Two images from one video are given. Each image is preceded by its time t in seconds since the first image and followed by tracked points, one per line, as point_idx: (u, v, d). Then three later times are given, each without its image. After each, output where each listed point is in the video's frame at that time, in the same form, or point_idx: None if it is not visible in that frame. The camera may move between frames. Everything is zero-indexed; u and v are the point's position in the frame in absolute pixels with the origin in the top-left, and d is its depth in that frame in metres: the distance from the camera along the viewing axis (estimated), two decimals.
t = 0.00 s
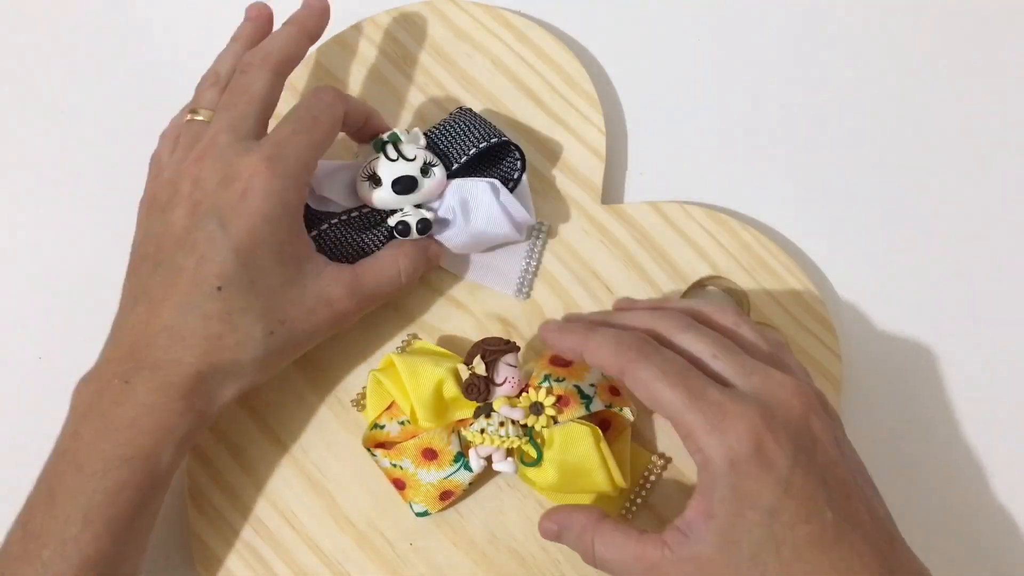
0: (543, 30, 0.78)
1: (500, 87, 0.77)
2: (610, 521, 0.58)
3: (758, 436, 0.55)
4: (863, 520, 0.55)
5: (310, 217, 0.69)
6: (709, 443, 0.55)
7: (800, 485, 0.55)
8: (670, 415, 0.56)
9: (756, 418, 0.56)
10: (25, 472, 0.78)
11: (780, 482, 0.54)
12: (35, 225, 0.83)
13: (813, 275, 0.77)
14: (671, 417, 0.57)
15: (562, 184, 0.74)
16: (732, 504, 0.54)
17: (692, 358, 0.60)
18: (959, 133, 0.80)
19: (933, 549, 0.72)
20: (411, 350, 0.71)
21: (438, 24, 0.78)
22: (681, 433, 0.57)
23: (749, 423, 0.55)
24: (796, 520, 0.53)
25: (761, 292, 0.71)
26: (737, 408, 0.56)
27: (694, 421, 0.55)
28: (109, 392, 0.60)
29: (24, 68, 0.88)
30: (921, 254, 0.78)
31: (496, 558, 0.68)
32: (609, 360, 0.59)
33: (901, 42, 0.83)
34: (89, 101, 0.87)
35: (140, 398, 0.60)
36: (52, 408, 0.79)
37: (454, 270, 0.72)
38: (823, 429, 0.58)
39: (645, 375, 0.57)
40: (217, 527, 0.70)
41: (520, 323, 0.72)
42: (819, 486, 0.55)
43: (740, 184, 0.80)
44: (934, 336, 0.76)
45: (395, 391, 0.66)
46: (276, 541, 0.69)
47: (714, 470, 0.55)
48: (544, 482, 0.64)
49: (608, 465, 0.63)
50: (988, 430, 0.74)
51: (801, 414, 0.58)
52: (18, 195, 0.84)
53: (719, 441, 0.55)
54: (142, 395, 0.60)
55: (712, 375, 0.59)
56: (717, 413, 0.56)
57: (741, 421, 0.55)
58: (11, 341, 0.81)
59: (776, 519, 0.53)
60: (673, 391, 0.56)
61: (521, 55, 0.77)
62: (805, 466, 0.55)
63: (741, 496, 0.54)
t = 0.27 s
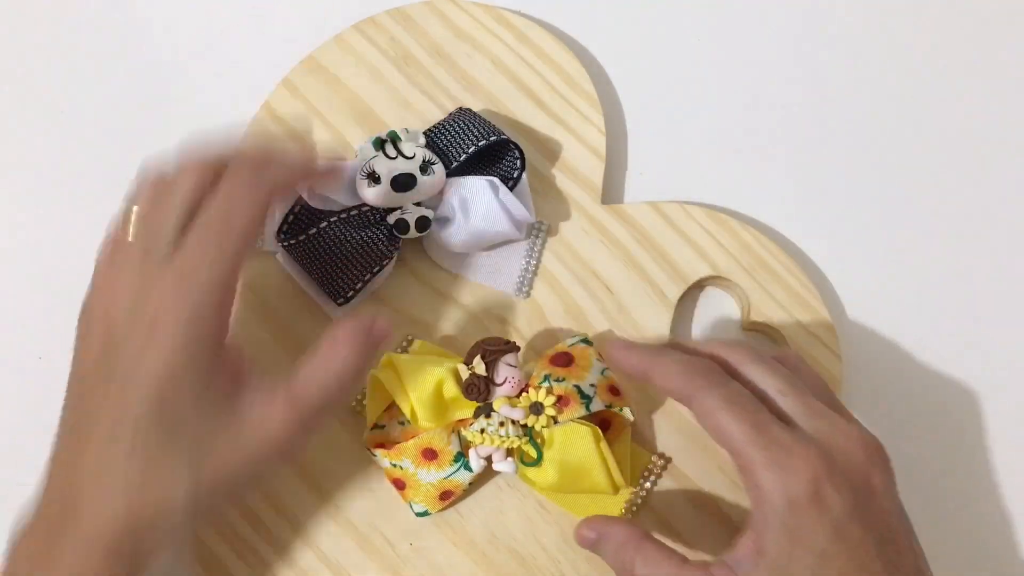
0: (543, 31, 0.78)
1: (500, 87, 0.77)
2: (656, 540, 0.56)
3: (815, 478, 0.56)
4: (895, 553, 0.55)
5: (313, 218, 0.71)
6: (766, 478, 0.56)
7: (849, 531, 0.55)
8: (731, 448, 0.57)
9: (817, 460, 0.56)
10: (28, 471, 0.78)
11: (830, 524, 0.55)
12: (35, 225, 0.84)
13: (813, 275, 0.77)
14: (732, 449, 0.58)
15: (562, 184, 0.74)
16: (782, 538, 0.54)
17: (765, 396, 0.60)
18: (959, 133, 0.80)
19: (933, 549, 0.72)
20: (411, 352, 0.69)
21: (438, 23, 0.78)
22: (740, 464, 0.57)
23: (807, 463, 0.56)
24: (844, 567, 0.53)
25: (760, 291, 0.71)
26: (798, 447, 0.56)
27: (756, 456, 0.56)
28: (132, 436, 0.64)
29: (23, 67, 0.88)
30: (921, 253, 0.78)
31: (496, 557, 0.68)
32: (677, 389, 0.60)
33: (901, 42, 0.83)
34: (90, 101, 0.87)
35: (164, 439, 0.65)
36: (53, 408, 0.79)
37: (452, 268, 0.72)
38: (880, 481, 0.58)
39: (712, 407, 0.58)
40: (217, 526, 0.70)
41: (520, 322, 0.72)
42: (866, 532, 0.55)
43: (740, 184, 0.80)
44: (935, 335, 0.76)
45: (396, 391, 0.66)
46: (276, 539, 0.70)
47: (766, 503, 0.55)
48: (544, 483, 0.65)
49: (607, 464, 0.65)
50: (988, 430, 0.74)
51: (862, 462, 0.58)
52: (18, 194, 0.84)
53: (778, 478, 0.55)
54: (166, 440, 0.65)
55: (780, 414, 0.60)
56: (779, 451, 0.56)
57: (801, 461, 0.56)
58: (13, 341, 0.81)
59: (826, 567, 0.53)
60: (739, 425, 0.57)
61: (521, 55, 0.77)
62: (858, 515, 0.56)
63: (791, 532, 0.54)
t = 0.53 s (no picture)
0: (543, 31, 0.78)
1: (500, 87, 0.77)
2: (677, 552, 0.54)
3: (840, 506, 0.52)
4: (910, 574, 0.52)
5: (311, 217, 0.71)
6: (787, 505, 0.52)
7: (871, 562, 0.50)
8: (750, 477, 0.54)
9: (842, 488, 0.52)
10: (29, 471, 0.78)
11: (854, 553, 0.50)
12: (36, 225, 0.84)
13: (813, 275, 0.77)
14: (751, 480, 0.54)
15: (562, 184, 0.74)
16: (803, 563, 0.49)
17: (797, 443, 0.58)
18: (959, 133, 0.80)
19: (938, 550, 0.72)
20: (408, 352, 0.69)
21: (438, 24, 0.78)
22: (760, 493, 0.53)
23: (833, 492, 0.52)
24: None
25: (761, 291, 0.71)
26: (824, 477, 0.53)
27: (776, 481, 0.52)
28: None
29: (24, 68, 0.88)
30: (922, 253, 0.77)
31: (496, 558, 0.68)
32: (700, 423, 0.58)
33: (900, 42, 0.83)
34: (90, 102, 0.87)
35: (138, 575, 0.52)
36: (54, 408, 0.79)
37: (451, 269, 0.72)
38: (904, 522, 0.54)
39: (730, 432, 0.55)
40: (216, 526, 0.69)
41: (520, 323, 0.72)
42: (889, 568, 0.51)
43: (740, 184, 0.80)
44: (935, 335, 0.76)
45: (394, 391, 0.65)
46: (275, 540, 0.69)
47: (787, 530, 0.51)
48: (544, 481, 0.64)
49: (608, 464, 0.63)
50: (990, 430, 0.74)
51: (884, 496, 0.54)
52: (18, 195, 0.84)
53: (801, 504, 0.51)
54: None
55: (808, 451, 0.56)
56: (800, 478, 0.52)
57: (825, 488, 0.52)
58: (13, 342, 0.81)
59: None
60: (759, 451, 0.54)
61: (521, 55, 0.77)
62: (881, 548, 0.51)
63: (814, 561, 0.49)
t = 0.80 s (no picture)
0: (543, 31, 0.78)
1: (499, 87, 0.77)
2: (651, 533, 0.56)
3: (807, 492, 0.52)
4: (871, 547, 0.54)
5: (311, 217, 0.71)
6: (754, 489, 0.52)
7: (835, 542, 0.52)
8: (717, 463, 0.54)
9: (807, 472, 0.53)
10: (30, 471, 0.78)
11: (819, 536, 0.51)
12: (36, 225, 0.84)
13: (813, 276, 0.77)
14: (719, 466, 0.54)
15: (562, 183, 0.74)
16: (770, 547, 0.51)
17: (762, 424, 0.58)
18: (959, 133, 0.80)
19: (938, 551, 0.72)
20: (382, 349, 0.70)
21: (438, 24, 0.78)
22: (727, 477, 0.54)
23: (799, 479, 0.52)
24: None
25: (761, 291, 0.71)
26: (790, 461, 0.53)
27: (743, 466, 0.53)
28: None
29: (24, 68, 0.88)
30: (922, 254, 0.77)
31: (496, 557, 0.68)
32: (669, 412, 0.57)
33: (901, 42, 0.83)
34: (90, 102, 0.87)
35: None
36: (53, 408, 0.79)
37: (452, 269, 0.72)
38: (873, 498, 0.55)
39: (699, 420, 0.55)
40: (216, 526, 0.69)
41: (520, 323, 0.71)
42: (857, 554, 0.52)
43: (741, 184, 0.80)
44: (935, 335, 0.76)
45: (372, 387, 0.65)
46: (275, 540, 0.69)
47: (756, 515, 0.52)
48: (532, 462, 0.64)
49: (591, 438, 0.63)
50: (992, 430, 0.74)
51: (853, 477, 0.55)
52: (18, 195, 0.84)
53: (768, 488, 0.52)
54: None
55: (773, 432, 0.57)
56: (766, 463, 0.53)
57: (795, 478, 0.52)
58: (13, 342, 0.81)
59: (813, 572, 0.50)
60: (727, 437, 0.54)
61: (521, 55, 0.77)
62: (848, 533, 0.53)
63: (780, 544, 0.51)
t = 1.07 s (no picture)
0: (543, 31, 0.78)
1: (500, 87, 0.77)
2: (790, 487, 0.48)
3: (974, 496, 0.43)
4: None
5: (311, 217, 0.71)
6: (914, 482, 0.44)
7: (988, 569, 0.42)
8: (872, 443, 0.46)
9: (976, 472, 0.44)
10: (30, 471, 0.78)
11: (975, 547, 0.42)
12: (36, 225, 0.84)
13: (813, 276, 0.77)
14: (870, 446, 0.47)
15: (562, 183, 0.74)
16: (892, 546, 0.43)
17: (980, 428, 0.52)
18: (959, 133, 0.80)
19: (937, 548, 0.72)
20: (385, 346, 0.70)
21: (438, 24, 0.78)
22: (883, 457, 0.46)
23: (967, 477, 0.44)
24: None
25: (761, 291, 0.71)
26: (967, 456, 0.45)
27: (912, 450, 0.45)
28: None
29: (25, 68, 0.88)
30: (923, 254, 0.77)
31: (495, 557, 0.68)
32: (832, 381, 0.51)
33: (901, 41, 0.83)
34: (91, 102, 0.87)
35: None
36: (53, 407, 0.79)
37: (452, 269, 0.72)
38: None
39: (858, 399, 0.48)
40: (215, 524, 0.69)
41: (520, 323, 0.71)
42: None
43: (741, 184, 0.80)
44: (935, 335, 0.75)
45: (373, 385, 0.65)
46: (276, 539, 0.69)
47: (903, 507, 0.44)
48: (531, 461, 0.64)
49: (590, 437, 0.63)
50: (992, 429, 0.74)
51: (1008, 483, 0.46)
52: (18, 195, 0.84)
53: (929, 476, 0.44)
54: None
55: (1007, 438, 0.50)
56: (940, 452, 0.45)
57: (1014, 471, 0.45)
58: (13, 341, 0.81)
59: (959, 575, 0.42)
60: (890, 418, 0.46)
61: (521, 55, 0.77)
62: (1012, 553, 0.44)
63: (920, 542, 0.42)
